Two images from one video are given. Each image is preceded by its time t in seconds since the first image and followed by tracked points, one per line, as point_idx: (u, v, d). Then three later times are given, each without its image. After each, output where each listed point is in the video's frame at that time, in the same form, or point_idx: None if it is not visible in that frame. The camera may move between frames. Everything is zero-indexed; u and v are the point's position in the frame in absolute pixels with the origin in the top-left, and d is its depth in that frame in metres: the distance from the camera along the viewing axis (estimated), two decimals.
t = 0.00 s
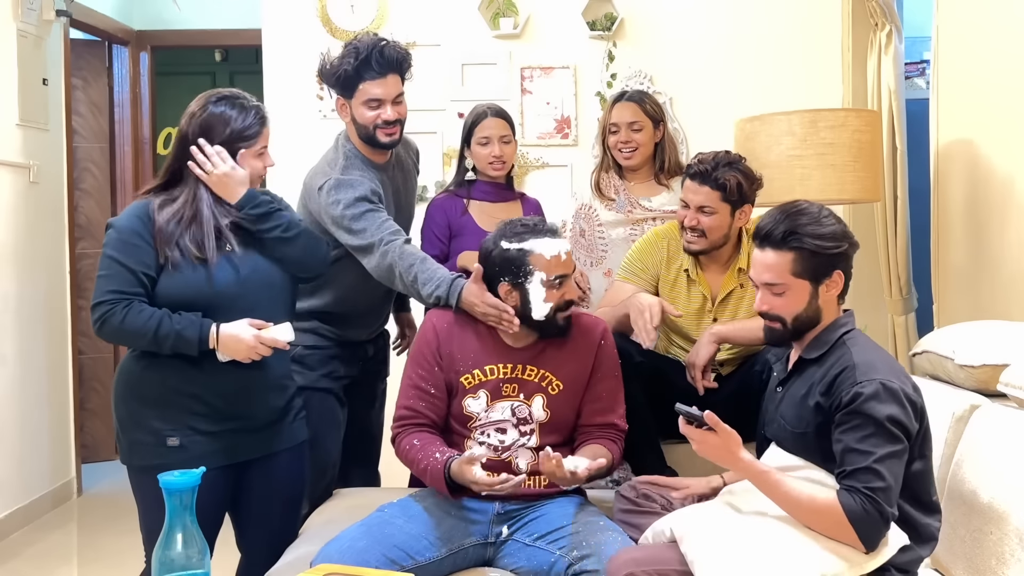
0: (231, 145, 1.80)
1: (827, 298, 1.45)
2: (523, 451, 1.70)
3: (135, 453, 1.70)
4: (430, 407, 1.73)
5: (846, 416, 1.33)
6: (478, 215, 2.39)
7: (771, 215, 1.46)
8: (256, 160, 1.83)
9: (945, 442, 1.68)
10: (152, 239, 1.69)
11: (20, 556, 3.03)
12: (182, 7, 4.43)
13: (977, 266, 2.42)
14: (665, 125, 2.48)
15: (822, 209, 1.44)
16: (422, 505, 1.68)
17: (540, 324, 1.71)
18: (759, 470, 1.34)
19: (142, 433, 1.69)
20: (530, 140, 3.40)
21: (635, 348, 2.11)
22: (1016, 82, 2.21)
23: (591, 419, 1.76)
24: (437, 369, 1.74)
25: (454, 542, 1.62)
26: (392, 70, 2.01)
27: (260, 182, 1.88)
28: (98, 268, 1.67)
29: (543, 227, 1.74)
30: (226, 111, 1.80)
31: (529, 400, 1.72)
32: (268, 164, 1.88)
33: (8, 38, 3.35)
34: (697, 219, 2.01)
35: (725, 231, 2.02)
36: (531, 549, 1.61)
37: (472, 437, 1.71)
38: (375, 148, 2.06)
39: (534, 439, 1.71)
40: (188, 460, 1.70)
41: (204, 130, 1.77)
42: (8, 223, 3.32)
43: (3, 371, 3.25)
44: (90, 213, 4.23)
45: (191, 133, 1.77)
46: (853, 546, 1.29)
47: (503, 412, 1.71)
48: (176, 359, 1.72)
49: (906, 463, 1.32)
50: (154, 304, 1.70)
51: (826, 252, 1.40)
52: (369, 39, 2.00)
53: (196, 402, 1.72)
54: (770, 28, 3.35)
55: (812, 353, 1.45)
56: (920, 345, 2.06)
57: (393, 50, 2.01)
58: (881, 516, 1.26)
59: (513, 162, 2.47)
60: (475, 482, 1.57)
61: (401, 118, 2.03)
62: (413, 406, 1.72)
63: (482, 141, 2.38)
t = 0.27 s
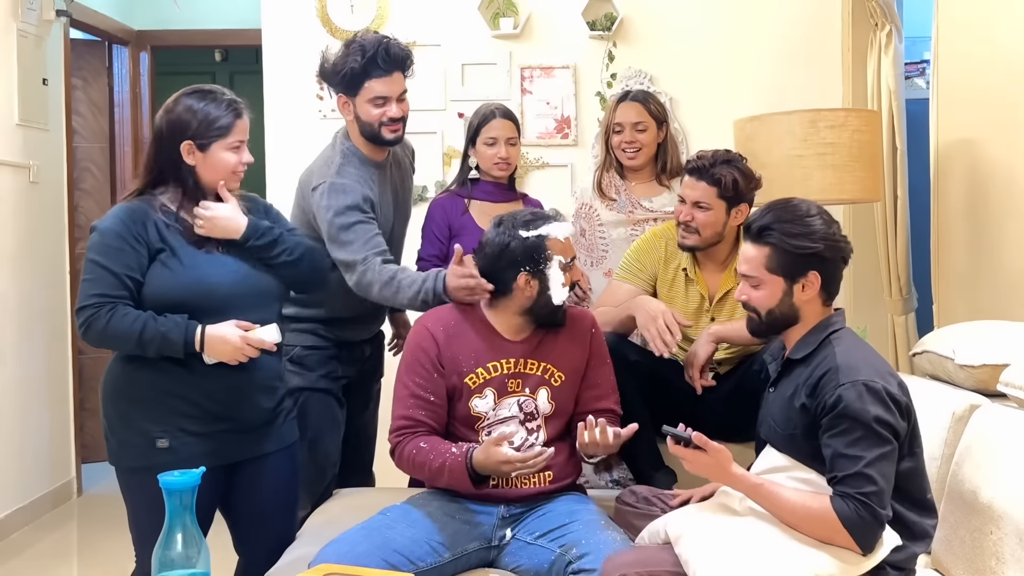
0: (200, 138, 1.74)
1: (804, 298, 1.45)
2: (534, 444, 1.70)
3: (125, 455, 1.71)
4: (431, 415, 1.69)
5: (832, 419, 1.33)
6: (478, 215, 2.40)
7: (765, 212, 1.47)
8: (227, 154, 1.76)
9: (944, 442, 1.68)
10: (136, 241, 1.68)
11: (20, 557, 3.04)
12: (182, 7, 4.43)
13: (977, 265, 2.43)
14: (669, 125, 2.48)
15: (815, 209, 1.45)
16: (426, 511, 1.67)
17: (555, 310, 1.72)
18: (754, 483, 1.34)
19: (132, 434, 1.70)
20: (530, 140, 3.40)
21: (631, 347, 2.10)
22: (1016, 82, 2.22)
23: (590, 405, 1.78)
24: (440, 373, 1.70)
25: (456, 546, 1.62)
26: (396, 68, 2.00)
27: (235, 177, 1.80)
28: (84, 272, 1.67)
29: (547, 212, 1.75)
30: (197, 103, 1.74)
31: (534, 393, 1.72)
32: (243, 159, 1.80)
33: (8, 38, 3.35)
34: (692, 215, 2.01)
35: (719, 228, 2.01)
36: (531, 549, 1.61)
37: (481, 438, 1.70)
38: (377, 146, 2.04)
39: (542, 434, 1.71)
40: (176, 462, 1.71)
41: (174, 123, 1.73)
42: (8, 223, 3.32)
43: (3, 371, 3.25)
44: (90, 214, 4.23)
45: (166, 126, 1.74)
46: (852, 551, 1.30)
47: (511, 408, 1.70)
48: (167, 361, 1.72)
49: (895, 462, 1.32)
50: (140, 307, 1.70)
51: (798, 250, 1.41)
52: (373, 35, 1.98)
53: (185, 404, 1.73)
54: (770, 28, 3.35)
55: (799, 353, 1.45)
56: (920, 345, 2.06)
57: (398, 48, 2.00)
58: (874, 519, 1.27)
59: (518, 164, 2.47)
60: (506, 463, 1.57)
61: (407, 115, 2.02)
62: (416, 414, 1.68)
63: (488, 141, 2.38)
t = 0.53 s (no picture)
0: (176, 131, 1.75)
1: (796, 296, 1.46)
2: (533, 444, 1.70)
3: (114, 458, 1.70)
4: (428, 420, 1.69)
5: (835, 418, 1.32)
6: (478, 215, 2.40)
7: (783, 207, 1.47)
8: (204, 147, 1.77)
9: (944, 442, 1.67)
10: (123, 241, 1.68)
11: (20, 557, 3.03)
12: (182, 7, 4.43)
13: (977, 265, 2.43)
14: (673, 126, 2.49)
15: (827, 210, 1.44)
16: (424, 512, 1.67)
17: (553, 308, 1.71)
18: (764, 490, 1.35)
19: (121, 437, 1.69)
20: (530, 140, 3.40)
21: (632, 347, 2.10)
22: (1017, 82, 2.22)
23: (587, 405, 1.78)
24: (437, 376, 1.70)
25: (456, 548, 1.62)
26: (400, 60, 2.04)
27: (215, 172, 1.80)
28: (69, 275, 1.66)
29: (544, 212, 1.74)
30: (172, 98, 1.77)
31: (532, 394, 1.72)
32: (221, 154, 1.80)
33: (8, 38, 3.35)
34: (690, 210, 2.01)
35: (717, 225, 2.01)
36: (532, 549, 1.61)
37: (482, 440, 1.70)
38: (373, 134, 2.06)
39: (541, 434, 1.72)
40: (166, 464, 1.71)
41: (149, 119, 1.75)
42: (8, 223, 3.32)
43: (3, 371, 3.25)
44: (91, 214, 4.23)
45: (143, 122, 1.75)
46: (861, 548, 1.29)
47: (510, 409, 1.70)
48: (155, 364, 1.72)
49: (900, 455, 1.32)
50: (129, 309, 1.71)
51: (795, 245, 1.42)
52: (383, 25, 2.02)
53: (173, 405, 1.73)
54: (770, 28, 3.35)
55: (799, 353, 1.45)
56: (920, 345, 2.06)
57: (404, 41, 2.03)
58: (887, 514, 1.27)
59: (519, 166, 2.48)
60: (501, 465, 1.57)
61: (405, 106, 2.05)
62: (414, 418, 1.67)
63: (489, 145, 2.38)
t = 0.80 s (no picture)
0: (160, 130, 1.75)
1: (797, 295, 1.46)
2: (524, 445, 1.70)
3: (106, 460, 1.70)
4: (422, 418, 1.70)
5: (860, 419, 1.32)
6: (477, 215, 2.40)
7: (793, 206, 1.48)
8: (188, 146, 1.77)
9: (944, 441, 1.68)
10: (116, 240, 1.68)
11: (20, 557, 3.03)
12: (182, 7, 4.43)
13: (977, 265, 2.43)
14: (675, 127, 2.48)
15: (837, 212, 1.45)
16: (422, 512, 1.67)
17: (535, 314, 1.69)
18: (805, 505, 1.33)
19: (115, 438, 1.69)
20: (530, 140, 3.40)
21: (636, 348, 2.08)
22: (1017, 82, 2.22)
23: (585, 409, 1.78)
24: (428, 376, 1.71)
25: (455, 547, 1.62)
26: (394, 51, 2.10)
27: (198, 172, 1.80)
28: (60, 274, 1.65)
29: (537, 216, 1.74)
30: (156, 98, 1.76)
31: (526, 396, 1.71)
32: (205, 154, 1.80)
33: (8, 38, 3.35)
34: (682, 203, 2.03)
35: (710, 219, 2.02)
36: (531, 550, 1.62)
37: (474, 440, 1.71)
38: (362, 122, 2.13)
39: (533, 437, 1.71)
40: (165, 464, 1.72)
41: (131, 118, 1.74)
42: (8, 223, 3.32)
43: (3, 371, 3.25)
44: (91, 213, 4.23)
45: (125, 121, 1.74)
46: (902, 541, 1.31)
47: (502, 411, 1.70)
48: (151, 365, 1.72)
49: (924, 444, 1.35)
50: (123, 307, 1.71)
51: (801, 243, 1.43)
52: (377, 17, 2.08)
53: (167, 406, 1.73)
54: (770, 28, 3.35)
55: (801, 352, 1.45)
56: (920, 345, 2.06)
57: (399, 34, 2.10)
58: (930, 505, 1.28)
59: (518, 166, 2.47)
60: (482, 468, 1.56)
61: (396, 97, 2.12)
62: (404, 417, 1.69)
63: (489, 144, 2.38)
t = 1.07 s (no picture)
0: (147, 131, 1.75)
1: (802, 293, 1.46)
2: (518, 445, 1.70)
3: (107, 462, 1.68)
4: (417, 415, 1.72)
5: (862, 417, 1.32)
6: (477, 215, 2.40)
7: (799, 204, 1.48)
8: (175, 147, 1.77)
9: (944, 441, 1.68)
10: (110, 241, 1.68)
11: (20, 557, 3.03)
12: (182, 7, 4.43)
13: (977, 265, 2.43)
14: (677, 127, 2.48)
15: (848, 213, 1.46)
16: (421, 509, 1.68)
17: (529, 316, 1.69)
18: (799, 511, 1.33)
19: (115, 439, 1.68)
20: (530, 140, 3.40)
21: (640, 348, 2.06)
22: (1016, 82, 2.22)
23: (583, 414, 1.77)
24: (423, 374, 1.73)
25: (454, 545, 1.62)
26: (385, 46, 2.15)
27: (184, 173, 1.80)
28: (54, 276, 1.64)
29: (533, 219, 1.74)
30: (142, 99, 1.76)
31: (520, 398, 1.71)
32: (191, 155, 1.81)
33: (8, 38, 3.34)
34: (682, 202, 2.03)
35: (709, 218, 2.02)
36: (530, 550, 1.61)
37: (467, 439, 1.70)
38: (353, 118, 2.17)
39: (527, 438, 1.71)
40: (166, 464, 1.72)
41: (117, 120, 1.74)
42: (8, 222, 3.32)
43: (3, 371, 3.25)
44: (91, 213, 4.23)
45: (111, 122, 1.74)
46: (896, 543, 1.30)
47: (495, 411, 1.70)
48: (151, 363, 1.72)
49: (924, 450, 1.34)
50: (119, 305, 1.71)
51: (810, 241, 1.43)
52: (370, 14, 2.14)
53: (166, 405, 1.74)
54: (770, 28, 3.35)
55: (805, 351, 1.45)
56: (920, 345, 2.06)
57: (391, 30, 2.16)
58: (923, 509, 1.27)
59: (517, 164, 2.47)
60: (465, 466, 1.56)
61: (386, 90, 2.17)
62: (399, 413, 1.71)
63: (484, 140, 2.38)
